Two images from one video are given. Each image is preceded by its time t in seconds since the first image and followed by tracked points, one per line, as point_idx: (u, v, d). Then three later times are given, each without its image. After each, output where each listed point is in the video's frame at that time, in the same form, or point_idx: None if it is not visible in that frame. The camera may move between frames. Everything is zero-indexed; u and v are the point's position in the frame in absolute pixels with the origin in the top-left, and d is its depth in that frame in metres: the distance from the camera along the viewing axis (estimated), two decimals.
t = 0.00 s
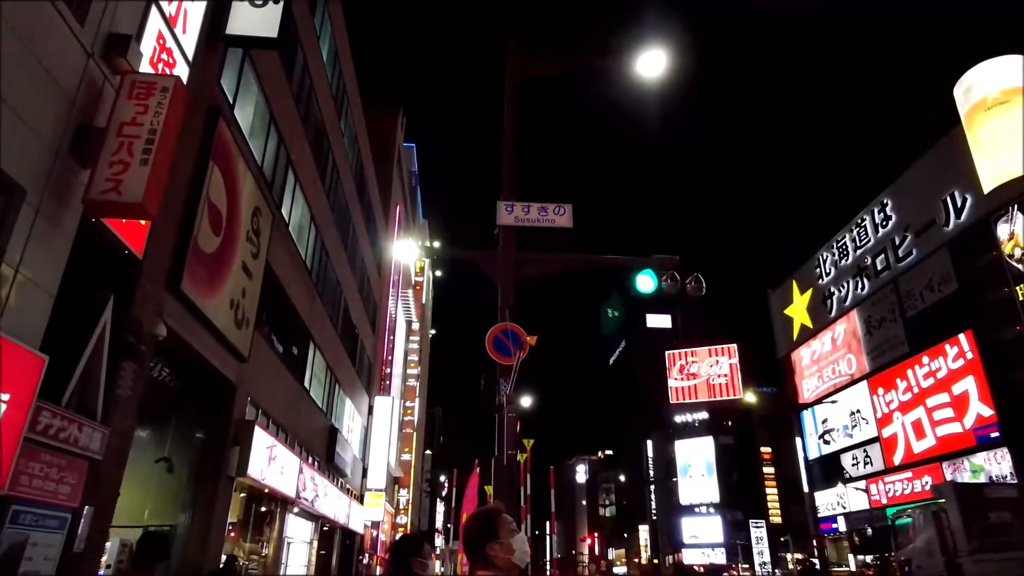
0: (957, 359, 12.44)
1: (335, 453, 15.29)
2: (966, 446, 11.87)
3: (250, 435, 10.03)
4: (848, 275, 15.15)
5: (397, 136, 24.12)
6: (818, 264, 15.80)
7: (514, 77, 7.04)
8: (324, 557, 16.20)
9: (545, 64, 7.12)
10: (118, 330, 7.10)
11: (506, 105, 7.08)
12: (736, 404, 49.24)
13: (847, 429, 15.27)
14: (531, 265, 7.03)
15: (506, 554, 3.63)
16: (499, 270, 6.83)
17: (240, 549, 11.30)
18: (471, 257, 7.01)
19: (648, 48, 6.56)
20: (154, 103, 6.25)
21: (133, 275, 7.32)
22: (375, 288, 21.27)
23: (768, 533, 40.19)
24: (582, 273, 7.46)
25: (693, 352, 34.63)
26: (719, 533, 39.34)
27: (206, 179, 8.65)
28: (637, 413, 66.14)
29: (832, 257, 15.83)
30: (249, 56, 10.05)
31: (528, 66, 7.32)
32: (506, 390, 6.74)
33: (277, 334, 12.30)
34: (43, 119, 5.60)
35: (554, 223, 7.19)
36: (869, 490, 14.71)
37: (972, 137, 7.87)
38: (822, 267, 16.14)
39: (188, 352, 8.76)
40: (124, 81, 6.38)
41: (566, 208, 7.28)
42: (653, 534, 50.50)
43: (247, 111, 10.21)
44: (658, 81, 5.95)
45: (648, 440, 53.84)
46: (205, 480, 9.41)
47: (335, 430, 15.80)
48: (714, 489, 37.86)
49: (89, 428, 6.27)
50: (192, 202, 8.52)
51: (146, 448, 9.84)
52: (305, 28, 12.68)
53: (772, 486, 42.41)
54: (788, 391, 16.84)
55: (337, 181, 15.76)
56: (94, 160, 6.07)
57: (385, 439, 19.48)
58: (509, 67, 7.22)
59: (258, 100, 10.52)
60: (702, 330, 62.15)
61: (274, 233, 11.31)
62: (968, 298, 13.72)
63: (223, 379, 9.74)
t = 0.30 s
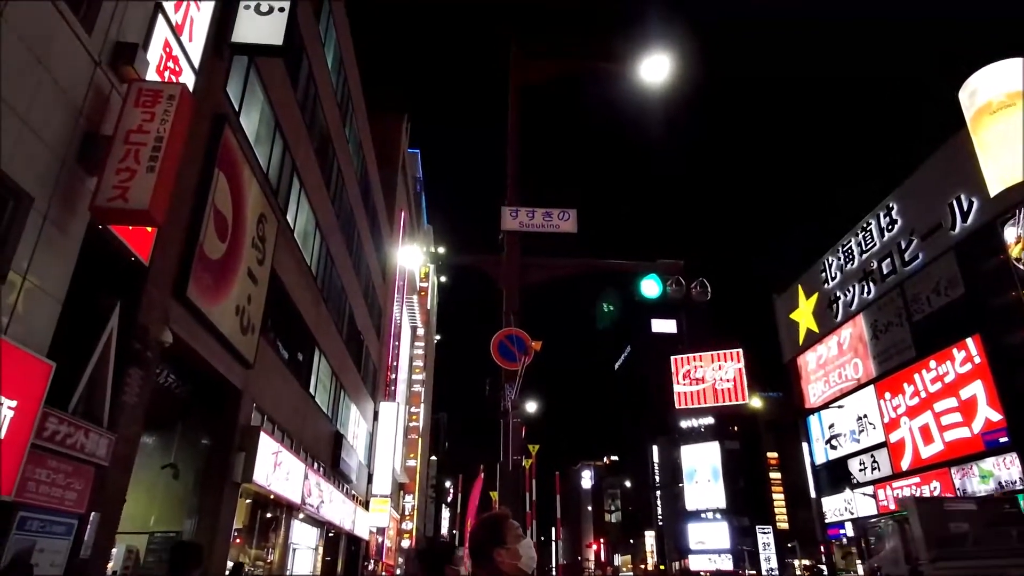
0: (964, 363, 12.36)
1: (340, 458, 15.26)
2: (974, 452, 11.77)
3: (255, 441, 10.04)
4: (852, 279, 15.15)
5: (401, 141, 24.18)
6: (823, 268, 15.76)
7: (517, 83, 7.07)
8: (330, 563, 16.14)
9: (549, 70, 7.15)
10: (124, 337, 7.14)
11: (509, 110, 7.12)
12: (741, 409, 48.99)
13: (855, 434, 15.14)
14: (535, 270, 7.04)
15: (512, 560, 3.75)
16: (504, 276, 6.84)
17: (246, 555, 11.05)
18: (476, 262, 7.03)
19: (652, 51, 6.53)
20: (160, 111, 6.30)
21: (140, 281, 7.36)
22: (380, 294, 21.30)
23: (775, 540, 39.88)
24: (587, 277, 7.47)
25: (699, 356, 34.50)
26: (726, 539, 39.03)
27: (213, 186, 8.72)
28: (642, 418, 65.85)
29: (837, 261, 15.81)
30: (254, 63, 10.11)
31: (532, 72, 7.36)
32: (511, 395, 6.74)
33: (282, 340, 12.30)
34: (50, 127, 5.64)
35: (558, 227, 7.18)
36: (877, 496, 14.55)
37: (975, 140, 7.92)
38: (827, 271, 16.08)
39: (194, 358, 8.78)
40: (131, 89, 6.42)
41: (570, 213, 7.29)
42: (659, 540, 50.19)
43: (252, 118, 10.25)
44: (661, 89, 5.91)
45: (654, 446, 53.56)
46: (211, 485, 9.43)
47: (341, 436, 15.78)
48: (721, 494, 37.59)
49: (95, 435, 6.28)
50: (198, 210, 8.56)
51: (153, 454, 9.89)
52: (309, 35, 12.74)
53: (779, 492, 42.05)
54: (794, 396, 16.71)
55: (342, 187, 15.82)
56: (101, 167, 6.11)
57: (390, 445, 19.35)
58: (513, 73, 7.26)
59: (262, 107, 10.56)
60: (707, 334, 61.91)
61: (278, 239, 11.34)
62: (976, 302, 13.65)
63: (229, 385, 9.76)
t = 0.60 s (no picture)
0: (969, 365, 12.23)
1: (344, 462, 15.25)
2: (979, 455, 11.69)
3: (258, 445, 10.05)
4: (857, 282, 15.32)
5: (404, 146, 24.27)
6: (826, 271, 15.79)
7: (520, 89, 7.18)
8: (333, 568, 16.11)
9: (552, 75, 7.27)
10: (127, 341, 7.14)
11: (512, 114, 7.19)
12: (745, 412, 48.88)
13: (859, 437, 15.05)
14: (537, 272, 7.08)
15: (515, 563, 3.75)
16: (506, 279, 6.89)
17: (249, 559, 10.96)
18: (480, 266, 7.07)
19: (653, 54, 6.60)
20: (164, 115, 6.33)
21: (143, 286, 7.37)
22: (383, 297, 21.28)
23: (780, 543, 39.69)
24: (590, 279, 7.51)
25: (702, 359, 34.50)
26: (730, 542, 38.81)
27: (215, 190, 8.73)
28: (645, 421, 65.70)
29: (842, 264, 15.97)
30: (257, 68, 10.18)
31: (534, 77, 7.49)
32: (513, 398, 6.74)
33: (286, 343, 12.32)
34: (54, 132, 5.66)
35: (561, 231, 7.26)
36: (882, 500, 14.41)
37: (980, 142, 8.02)
38: (834, 274, 16.27)
39: (197, 362, 8.80)
40: (135, 94, 6.47)
41: (572, 216, 7.35)
42: (663, 544, 49.97)
43: (255, 122, 10.28)
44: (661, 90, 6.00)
45: (657, 449, 53.41)
46: (215, 490, 9.45)
47: (344, 440, 15.77)
48: (725, 498, 37.42)
49: (98, 439, 6.28)
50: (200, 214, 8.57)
51: (156, 458, 9.91)
52: (312, 40, 12.80)
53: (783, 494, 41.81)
54: (799, 400, 16.90)
55: (345, 191, 15.87)
56: (105, 172, 6.14)
57: (393, 449, 19.20)
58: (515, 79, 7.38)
59: (265, 111, 10.59)
60: (709, 337, 61.85)
61: (282, 243, 11.37)
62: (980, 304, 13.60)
63: (232, 389, 9.76)
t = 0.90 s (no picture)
0: (970, 364, 12.20)
1: (344, 462, 15.25)
2: (980, 455, 11.65)
3: (259, 445, 10.03)
4: (858, 281, 15.33)
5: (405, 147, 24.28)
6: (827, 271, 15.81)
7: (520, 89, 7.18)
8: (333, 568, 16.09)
9: (552, 75, 7.27)
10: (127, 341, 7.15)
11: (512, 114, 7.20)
12: (746, 412, 48.79)
13: (860, 437, 15.02)
14: (538, 271, 7.09)
15: (510, 561, 3.89)
16: (506, 279, 6.90)
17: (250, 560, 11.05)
18: (481, 267, 7.07)
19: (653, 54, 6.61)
20: (163, 116, 6.33)
21: (144, 286, 7.36)
22: (383, 298, 21.27)
23: (781, 543, 39.58)
24: (590, 279, 7.52)
25: (703, 360, 34.46)
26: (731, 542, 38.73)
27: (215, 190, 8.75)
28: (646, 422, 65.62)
29: (843, 263, 15.98)
30: (257, 69, 10.18)
31: (534, 77, 7.51)
32: (513, 398, 6.76)
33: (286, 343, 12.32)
34: (53, 132, 5.66)
35: (562, 231, 7.25)
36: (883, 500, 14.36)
37: (981, 141, 8.03)
38: (835, 273, 16.29)
39: (198, 362, 8.80)
40: (134, 94, 6.47)
41: (572, 216, 7.35)
42: (664, 544, 49.89)
43: (255, 123, 10.28)
44: (657, 90, 6.03)
45: (658, 449, 53.29)
46: (215, 490, 9.45)
47: (344, 440, 15.77)
48: (725, 498, 37.35)
49: (97, 439, 6.28)
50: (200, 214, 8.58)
51: (156, 459, 9.94)
52: (313, 41, 12.83)
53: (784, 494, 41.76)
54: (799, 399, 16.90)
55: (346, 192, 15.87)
56: (104, 172, 6.14)
57: (393, 449, 19.16)
58: (516, 78, 7.37)
59: (266, 112, 10.60)
60: (710, 337, 61.77)
61: (282, 244, 11.37)
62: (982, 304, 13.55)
63: (231, 389, 9.73)
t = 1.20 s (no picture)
0: (962, 365, 12.26)
1: (337, 463, 15.22)
2: (972, 454, 11.70)
3: (251, 445, 9.99)
4: (851, 282, 15.43)
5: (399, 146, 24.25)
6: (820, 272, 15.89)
7: (515, 88, 7.19)
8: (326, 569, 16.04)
9: (547, 75, 7.29)
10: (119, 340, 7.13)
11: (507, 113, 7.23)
12: (740, 412, 48.88)
13: (853, 437, 15.07)
14: (532, 271, 7.11)
15: (496, 562, 3.95)
16: (500, 279, 6.95)
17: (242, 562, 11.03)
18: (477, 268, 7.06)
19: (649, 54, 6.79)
20: (155, 115, 6.30)
21: (135, 285, 7.33)
22: (377, 299, 21.23)
23: (774, 544, 39.66)
24: (584, 280, 7.56)
25: (697, 360, 34.51)
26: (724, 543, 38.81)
27: (209, 189, 8.73)
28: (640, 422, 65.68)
29: (836, 264, 16.07)
30: (251, 68, 10.16)
31: (529, 78, 7.54)
32: (505, 398, 6.79)
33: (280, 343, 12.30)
34: (44, 131, 5.63)
35: (553, 231, 7.40)
36: (875, 500, 14.37)
37: (974, 142, 8.87)
38: (829, 274, 16.40)
39: (190, 362, 8.77)
40: (126, 93, 6.44)
41: (565, 216, 7.52)
42: (658, 544, 49.94)
43: (249, 122, 10.25)
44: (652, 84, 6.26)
45: (652, 449, 53.33)
46: (206, 491, 9.41)
47: (337, 440, 15.72)
48: (719, 498, 37.43)
49: (87, 439, 6.25)
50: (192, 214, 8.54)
51: (148, 460, 9.91)
52: (307, 41, 12.81)
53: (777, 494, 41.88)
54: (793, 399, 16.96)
55: (340, 191, 15.83)
56: (95, 172, 6.11)
57: (387, 449, 19.09)
58: (510, 78, 7.39)
59: (259, 111, 10.57)
60: (705, 337, 61.86)
61: (275, 244, 11.35)
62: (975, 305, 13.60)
63: (224, 390, 9.69)
